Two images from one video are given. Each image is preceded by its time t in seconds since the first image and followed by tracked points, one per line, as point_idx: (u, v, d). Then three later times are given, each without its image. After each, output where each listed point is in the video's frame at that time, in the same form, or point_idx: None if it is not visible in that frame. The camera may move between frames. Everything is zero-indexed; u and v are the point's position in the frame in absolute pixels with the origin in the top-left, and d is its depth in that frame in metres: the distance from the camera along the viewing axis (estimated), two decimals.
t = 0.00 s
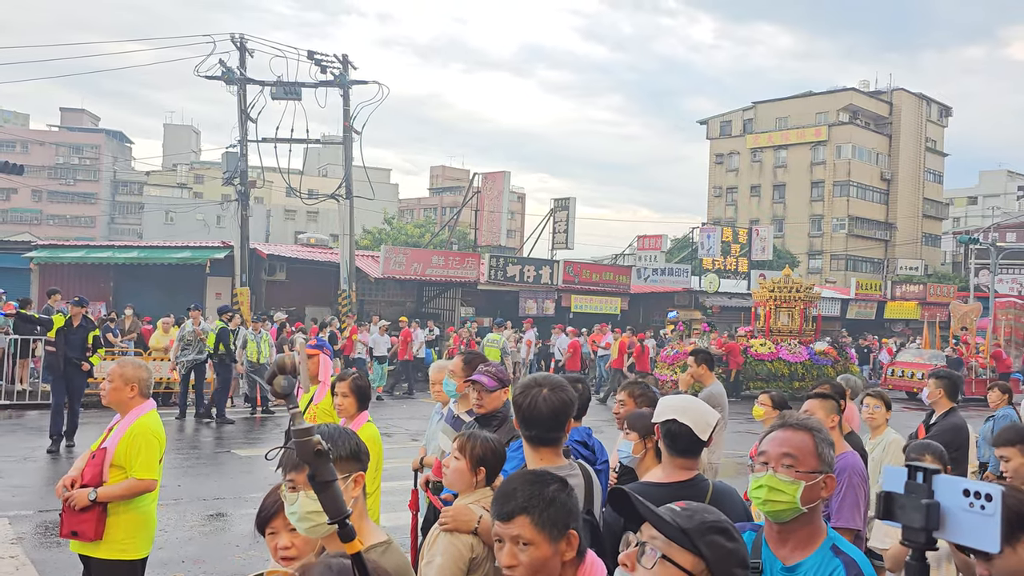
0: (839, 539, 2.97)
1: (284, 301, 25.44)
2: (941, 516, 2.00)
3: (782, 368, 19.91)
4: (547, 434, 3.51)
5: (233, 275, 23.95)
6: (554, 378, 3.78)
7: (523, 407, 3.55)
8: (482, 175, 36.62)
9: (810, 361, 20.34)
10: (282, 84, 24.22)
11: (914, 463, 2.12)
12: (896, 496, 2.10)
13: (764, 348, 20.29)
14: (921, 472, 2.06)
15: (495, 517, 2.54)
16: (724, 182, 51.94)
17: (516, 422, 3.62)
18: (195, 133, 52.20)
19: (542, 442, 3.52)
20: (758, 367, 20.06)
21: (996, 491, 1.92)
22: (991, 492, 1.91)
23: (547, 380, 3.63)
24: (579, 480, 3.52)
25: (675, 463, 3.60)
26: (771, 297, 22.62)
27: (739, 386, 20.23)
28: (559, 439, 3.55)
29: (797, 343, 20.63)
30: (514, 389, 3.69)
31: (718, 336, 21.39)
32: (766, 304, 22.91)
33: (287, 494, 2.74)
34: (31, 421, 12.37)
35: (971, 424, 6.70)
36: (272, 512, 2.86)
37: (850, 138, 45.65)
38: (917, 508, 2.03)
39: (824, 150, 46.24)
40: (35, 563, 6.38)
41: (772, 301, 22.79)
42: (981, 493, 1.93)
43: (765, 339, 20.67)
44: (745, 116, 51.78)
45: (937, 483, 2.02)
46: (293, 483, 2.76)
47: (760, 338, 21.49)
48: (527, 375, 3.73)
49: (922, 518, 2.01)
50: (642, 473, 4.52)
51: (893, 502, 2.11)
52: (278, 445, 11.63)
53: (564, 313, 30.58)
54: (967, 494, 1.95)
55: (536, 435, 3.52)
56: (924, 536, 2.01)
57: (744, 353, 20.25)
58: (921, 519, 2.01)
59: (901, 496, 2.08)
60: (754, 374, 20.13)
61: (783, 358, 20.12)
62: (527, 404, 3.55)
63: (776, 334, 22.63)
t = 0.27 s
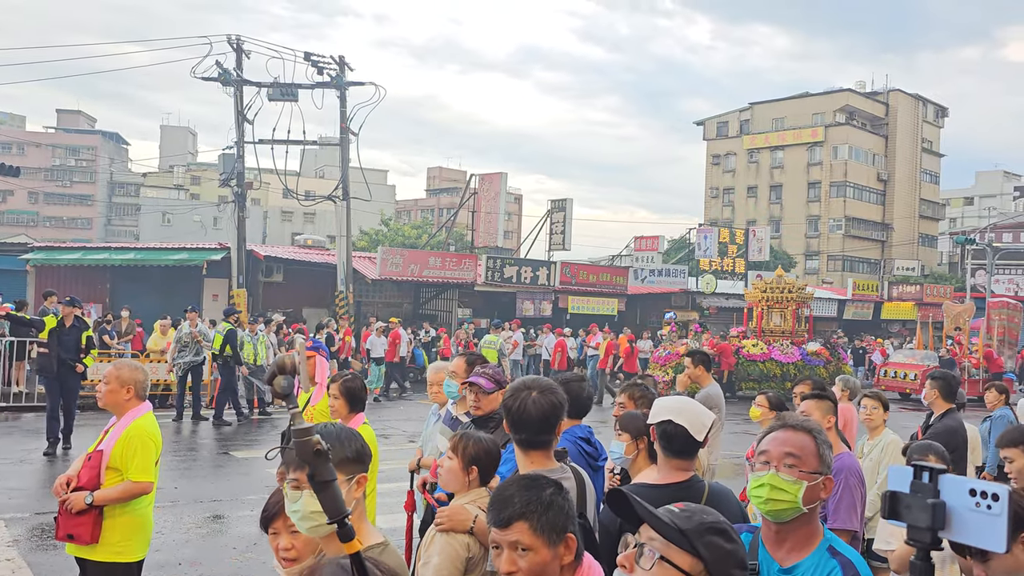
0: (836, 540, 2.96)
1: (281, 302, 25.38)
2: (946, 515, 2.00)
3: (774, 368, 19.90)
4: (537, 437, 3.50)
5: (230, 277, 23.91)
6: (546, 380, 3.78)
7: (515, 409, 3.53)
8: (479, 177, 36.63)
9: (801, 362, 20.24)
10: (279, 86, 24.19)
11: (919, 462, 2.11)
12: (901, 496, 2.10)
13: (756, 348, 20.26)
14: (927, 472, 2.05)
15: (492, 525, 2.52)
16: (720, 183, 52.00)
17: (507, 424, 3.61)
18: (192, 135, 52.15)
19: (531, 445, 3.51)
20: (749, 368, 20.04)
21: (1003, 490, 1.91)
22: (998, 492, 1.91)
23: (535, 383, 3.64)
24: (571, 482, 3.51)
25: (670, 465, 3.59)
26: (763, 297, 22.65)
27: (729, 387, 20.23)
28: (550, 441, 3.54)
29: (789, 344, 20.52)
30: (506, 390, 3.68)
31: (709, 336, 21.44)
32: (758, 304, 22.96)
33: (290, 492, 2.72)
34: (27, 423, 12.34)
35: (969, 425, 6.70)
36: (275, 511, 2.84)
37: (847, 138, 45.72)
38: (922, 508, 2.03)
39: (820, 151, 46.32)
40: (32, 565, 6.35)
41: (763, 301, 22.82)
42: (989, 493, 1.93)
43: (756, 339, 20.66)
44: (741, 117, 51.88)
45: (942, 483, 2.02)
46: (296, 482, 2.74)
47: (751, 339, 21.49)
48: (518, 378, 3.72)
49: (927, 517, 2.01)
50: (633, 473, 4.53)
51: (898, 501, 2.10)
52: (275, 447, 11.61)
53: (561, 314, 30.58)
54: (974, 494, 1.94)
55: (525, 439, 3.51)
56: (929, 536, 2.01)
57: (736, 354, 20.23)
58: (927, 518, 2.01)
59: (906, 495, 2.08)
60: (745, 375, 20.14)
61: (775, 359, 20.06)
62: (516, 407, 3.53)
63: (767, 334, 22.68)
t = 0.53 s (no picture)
0: (835, 542, 2.96)
1: (280, 305, 25.36)
2: (950, 521, 1.99)
3: (768, 370, 19.90)
4: (532, 440, 3.50)
5: (229, 279, 23.88)
6: (541, 383, 3.76)
7: (507, 413, 3.52)
8: (477, 179, 36.62)
9: (795, 363, 20.21)
10: (277, 88, 24.19)
11: (924, 467, 2.11)
12: (903, 501, 2.10)
13: (749, 350, 20.26)
14: (931, 477, 2.05)
15: (488, 529, 2.51)
16: (719, 185, 52.05)
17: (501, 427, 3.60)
18: (190, 137, 52.15)
19: (526, 449, 3.51)
20: (743, 369, 20.03)
21: (1004, 499, 1.90)
22: (1000, 500, 1.90)
23: (530, 387, 3.62)
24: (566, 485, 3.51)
25: (666, 467, 3.58)
26: (757, 299, 22.66)
27: (724, 388, 20.21)
28: (543, 445, 3.53)
29: (783, 345, 20.50)
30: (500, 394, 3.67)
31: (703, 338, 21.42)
32: (751, 305, 22.97)
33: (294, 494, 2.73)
34: (25, 426, 12.31)
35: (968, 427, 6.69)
36: (281, 512, 2.84)
37: (845, 140, 45.75)
38: (924, 513, 2.03)
39: (818, 153, 46.34)
40: (29, 569, 6.33)
41: (758, 302, 22.82)
42: (991, 501, 1.91)
43: (749, 341, 20.68)
44: (739, 119, 51.93)
45: (946, 489, 2.01)
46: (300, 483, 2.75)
47: (745, 340, 21.46)
48: (512, 381, 3.70)
49: (931, 523, 2.01)
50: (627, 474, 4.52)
51: (901, 506, 2.10)
52: (274, 449, 11.59)
53: (560, 316, 30.57)
54: (977, 501, 1.93)
55: (520, 442, 3.50)
56: (932, 542, 2.01)
57: (729, 355, 20.23)
58: (929, 524, 2.01)
59: (909, 501, 2.08)
60: (739, 376, 20.11)
61: (768, 361, 20.05)
62: (509, 410, 3.52)
63: (761, 336, 22.71)
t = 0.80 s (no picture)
0: (838, 545, 2.97)
1: (280, 307, 25.37)
2: (955, 525, 2.00)
3: (764, 372, 19.91)
4: (532, 442, 3.51)
5: (229, 282, 23.90)
6: (542, 386, 3.76)
7: (505, 416, 3.53)
8: (478, 181, 36.65)
9: (791, 365, 20.21)
10: (277, 91, 24.23)
11: (929, 470, 2.11)
12: (910, 504, 2.11)
13: (744, 352, 20.24)
14: (938, 481, 2.05)
15: (487, 531, 2.53)
16: (719, 187, 52.07)
17: (501, 429, 3.61)
18: (191, 140, 52.21)
19: (525, 452, 3.52)
20: (739, 372, 20.04)
21: (1009, 503, 1.90)
22: (1005, 505, 1.90)
23: (529, 389, 3.62)
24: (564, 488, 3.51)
25: (666, 469, 3.58)
26: (753, 301, 22.71)
27: (721, 391, 20.22)
28: (542, 447, 3.53)
29: (779, 348, 20.50)
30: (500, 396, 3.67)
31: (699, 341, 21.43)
32: (747, 307, 23.01)
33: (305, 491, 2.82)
34: (26, 429, 12.32)
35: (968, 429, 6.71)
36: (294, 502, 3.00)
37: (845, 143, 45.76)
38: (930, 517, 2.04)
39: (818, 155, 46.34)
40: (30, 573, 6.34)
41: (754, 305, 22.87)
42: (995, 505, 1.92)
43: (744, 344, 20.66)
44: (739, 121, 51.98)
45: (953, 492, 2.02)
46: (310, 481, 2.85)
47: (740, 342, 21.47)
48: (512, 384, 3.71)
49: (936, 528, 2.02)
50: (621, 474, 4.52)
51: (908, 509, 2.12)
52: (275, 452, 11.59)
53: (560, 318, 30.59)
54: (982, 506, 1.94)
55: (519, 443, 3.51)
56: (938, 546, 2.02)
57: (725, 357, 20.22)
58: (934, 528, 2.02)
59: (915, 503, 2.09)
60: (735, 379, 20.12)
61: (764, 363, 20.05)
62: (509, 413, 3.53)
63: (757, 338, 22.74)
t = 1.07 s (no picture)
0: (847, 546, 2.99)
1: (283, 309, 25.43)
2: (973, 523, 1.95)
3: (761, 373, 19.91)
4: (541, 443, 3.53)
5: (232, 284, 23.95)
6: (553, 387, 3.79)
7: (519, 415, 3.55)
8: (480, 183, 36.70)
9: (788, 366, 20.20)
10: (280, 93, 24.28)
11: (948, 468, 2.05)
12: (928, 502, 2.06)
13: (742, 354, 20.23)
14: (955, 478, 2.00)
15: (495, 527, 2.57)
16: (721, 189, 52.06)
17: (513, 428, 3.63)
18: (194, 142, 52.31)
19: (534, 451, 3.54)
20: (736, 373, 20.05)
21: None
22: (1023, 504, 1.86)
23: (544, 390, 3.66)
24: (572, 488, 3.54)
25: (671, 470, 3.61)
26: (751, 303, 22.75)
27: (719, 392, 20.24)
28: (552, 448, 3.56)
29: (777, 349, 20.47)
30: (513, 396, 3.70)
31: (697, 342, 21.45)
32: (746, 309, 23.05)
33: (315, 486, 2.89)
34: (29, 431, 12.36)
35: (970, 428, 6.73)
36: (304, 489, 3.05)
37: (848, 144, 45.74)
38: (948, 515, 1.99)
39: (821, 157, 46.32)
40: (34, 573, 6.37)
41: (752, 306, 22.90)
42: (1014, 503, 1.88)
43: (742, 345, 20.65)
44: (742, 123, 51.99)
45: (971, 491, 1.97)
46: (319, 477, 2.90)
47: (738, 343, 21.49)
48: (524, 385, 3.73)
49: (954, 525, 1.97)
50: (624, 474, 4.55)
51: (924, 508, 2.06)
52: (279, 453, 11.62)
53: (563, 320, 30.60)
54: (1000, 504, 1.90)
55: (529, 443, 3.53)
56: (955, 544, 1.97)
57: (722, 358, 20.20)
58: (952, 527, 1.97)
59: (932, 502, 2.04)
60: (732, 380, 20.14)
61: (762, 364, 20.06)
62: (521, 412, 3.56)
63: (755, 339, 22.77)
